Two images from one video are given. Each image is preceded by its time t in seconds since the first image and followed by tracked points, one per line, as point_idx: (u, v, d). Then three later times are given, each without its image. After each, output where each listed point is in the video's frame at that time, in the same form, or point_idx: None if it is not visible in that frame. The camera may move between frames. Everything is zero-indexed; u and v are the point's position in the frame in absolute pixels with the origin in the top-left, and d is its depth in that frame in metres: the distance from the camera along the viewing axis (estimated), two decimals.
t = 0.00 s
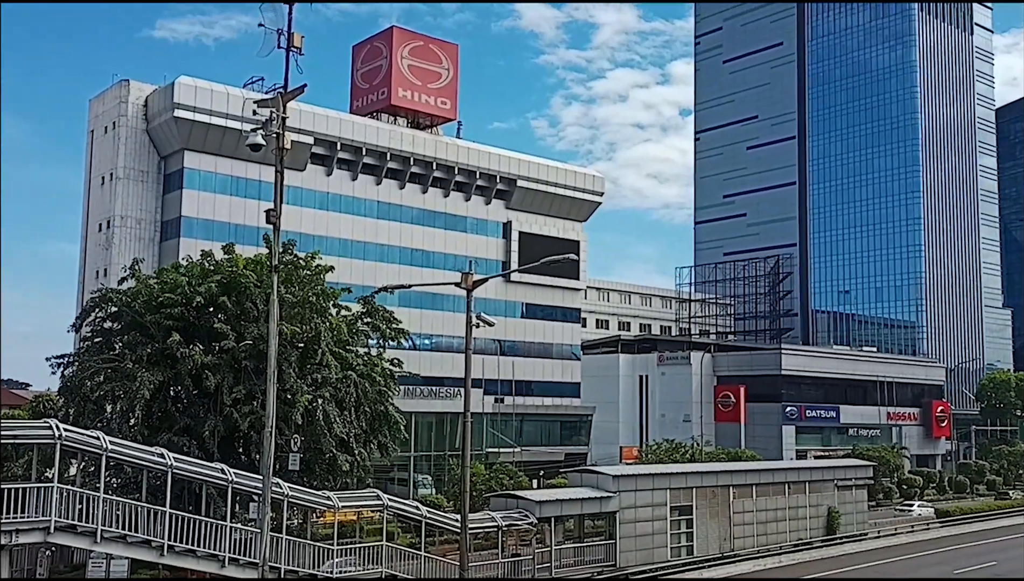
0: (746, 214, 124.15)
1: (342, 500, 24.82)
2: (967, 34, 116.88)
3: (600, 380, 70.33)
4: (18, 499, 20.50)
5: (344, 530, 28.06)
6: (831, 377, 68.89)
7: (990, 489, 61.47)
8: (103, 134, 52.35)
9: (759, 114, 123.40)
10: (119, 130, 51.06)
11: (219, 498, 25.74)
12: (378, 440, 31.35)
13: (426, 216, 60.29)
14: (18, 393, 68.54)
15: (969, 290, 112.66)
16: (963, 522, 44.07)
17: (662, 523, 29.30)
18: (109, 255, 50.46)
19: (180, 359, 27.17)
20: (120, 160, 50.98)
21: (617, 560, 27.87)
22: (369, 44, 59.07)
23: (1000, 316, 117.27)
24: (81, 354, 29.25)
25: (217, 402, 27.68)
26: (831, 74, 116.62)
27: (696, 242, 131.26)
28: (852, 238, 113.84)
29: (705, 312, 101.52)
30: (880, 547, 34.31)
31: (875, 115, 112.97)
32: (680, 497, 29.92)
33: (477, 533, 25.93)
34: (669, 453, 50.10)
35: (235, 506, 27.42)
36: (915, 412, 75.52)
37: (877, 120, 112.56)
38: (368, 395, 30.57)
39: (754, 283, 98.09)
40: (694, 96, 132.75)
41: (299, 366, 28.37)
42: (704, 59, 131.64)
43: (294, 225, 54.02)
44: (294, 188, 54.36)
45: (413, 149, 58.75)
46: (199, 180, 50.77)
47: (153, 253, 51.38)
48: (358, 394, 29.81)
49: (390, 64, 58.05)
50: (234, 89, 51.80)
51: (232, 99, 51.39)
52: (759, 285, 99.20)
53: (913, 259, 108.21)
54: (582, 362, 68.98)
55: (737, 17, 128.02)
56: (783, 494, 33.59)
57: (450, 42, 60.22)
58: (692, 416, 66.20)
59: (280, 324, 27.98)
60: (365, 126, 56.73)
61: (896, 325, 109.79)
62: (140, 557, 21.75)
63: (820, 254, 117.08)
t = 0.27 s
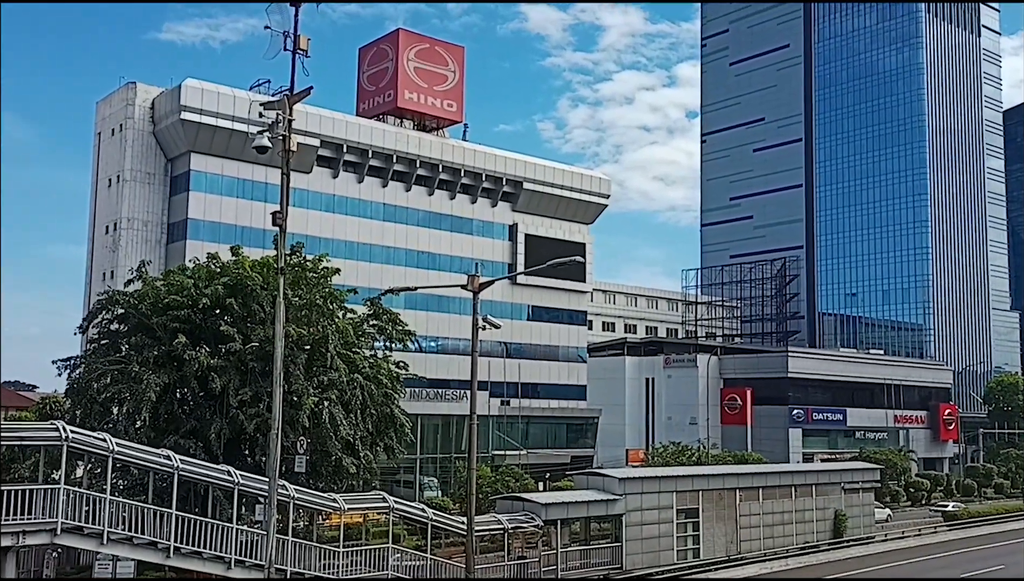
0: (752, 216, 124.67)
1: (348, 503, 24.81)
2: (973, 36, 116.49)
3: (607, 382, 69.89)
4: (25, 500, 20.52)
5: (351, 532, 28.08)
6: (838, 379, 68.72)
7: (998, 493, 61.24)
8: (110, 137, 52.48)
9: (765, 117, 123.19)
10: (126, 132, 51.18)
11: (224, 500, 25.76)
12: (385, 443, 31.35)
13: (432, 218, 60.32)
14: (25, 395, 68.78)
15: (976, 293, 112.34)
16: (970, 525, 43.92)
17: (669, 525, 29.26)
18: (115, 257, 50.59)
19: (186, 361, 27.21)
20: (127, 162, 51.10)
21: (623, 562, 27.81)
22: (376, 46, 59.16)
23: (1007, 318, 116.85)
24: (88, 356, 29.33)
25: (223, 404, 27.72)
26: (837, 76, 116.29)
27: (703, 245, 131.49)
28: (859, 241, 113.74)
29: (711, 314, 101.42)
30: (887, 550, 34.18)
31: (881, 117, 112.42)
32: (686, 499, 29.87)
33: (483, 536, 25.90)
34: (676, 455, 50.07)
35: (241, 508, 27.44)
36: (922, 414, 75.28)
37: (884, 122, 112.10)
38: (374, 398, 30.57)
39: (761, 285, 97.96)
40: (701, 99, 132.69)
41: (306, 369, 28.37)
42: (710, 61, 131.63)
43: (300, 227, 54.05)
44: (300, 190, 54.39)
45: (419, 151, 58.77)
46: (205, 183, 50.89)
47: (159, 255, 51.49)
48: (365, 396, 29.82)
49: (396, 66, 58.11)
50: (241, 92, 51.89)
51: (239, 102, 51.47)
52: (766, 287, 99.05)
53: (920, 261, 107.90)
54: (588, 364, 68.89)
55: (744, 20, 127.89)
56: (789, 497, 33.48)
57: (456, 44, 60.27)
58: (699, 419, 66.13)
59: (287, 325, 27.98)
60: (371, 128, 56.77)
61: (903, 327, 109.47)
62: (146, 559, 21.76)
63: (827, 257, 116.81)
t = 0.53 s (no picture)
0: (756, 219, 124.41)
1: (352, 505, 24.81)
2: (978, 39, 116.35)
3: (611, 386, 70.48)
4: (29, 502, 20.56)
5: (354, 534, 28.09)
6: (842, 382, 68.62)
7: (1002, 496, 61.06)
8: (115, 139, 52.60)
9: (770, 119, 123.34)
10: (131, 134, 51.27)
11: (228, 502, 25.83)
12: (388, 445, 31.39)
13: (436, 221, 60.38)
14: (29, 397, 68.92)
15: (980, 296, 112.20)
16: (975, 529, 43.80)
17: (673, 528, 29.24)
18: (120, 260, 50.71)
19: (190, 363, 27.28)
20: (131, 164, 51.19)
21: (627, 565, 27.79)
22: (380, 49, 59.26)
23: (1012, 321, 116.62)
24: (93, 358, 29.40)
25: (227, 407, 27.75)
26: (841, 79, 116.03)
27: (707, 248, 131.34)
28: (863, 243, 113.69)
29: (715, 317, 101.34)
30: (892, 553, 34.09)
31: (885, 120, 112.16)
32: (690, 502, 29.86)
33: (487, 538, 25.92)
34: (679, 458, 50.02)
35: (245, 511, 27.50)
36: (926, 417, 75.13)
37: (889, 125, 111.80)
38: (378, 401, 30.59)
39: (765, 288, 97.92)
40: (705, 101, 133.04)
41: (310, 371, 28.40)
42: (714, 64, 131.84)
43: (304, 230, 54.12)
44: (304, 193, 54.45)
45: (423, 154, 58.84)
46: (210, 185, 50.99)
47: (164, 257, 51.61)
48: (368, 399, 29.84)
49: (401, 69, 58.18)
50: (246, 94, 51.97)
51: (244, 104, 51.57)
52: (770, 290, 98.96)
53: (924, 264, 107.68)
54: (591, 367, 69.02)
55: (748, 22, 127.86)
56: (793, 500, 33.44)
57: (460, 47, 60.35)
58: (702, 421, 66.04)
59: (291, 327, 28.00)
60: (375, 131, 56.83)
61: (908, 330, 109.29)
62: (151, 561, 21.82)
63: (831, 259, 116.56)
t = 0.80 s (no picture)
0: (759, 219, 124.66)
1: (354, 505, 24.83)
2: (981, 39, 116.42)
3: (614, 386, 70.22)
4: (32, 501, 20.58)
5: (357, 534, 28.10)
6: (844, 383, 68.59)
7: (1005, 497, 61.02)
8: (118, 139, 52.65)
9: (772, 120, 123.11)
10: (133, 134, 51.33)
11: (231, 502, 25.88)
12: (390, 446, 31.43)
13: (438, 221, 60.41)
14: (31, 397, 68.97)
15: (983, 296, 112.15)
16: (977, 529, 43.80)
17: (675, 529, 29.23)
18: (123, 260, 50.80)
19: (193, 363, 27.32)
20: (134, 164, 51.23)
21: (629, 566, 27.79)
22: (382, 49, 59.26)
23: (1014, 322, 116.49)
24: (95, 358, 29.42)
25: (229, 406, 27.78)
26: (844, 80, 116.00)
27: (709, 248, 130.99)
28: (865, 244, 113.51)
29: (717, 317, 101.29)
30: (894, 554, 34.08)
31: (888, 120, 112.03)
32: (692, 502, 29.85)
33: (489, 538, 25.93)
34: (682, 458, 50.06)
35: (247, 511, 27.51)
36: (929, 418, 75.07)
37: (891, 125, 111.78)
38: (380, 401, 30.60)
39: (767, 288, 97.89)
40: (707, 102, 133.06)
41: (312, 371, 28.42)
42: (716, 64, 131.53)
43: (307, 230, 54.14)
44: (307, 193, 54.46)
45: (426, 154, 58.87)
46: (213, 185, 51.04)
47: (166, 257, 51.68)
48: (371, 399, 29.87)
49: (403, 69, 58.20)
50: (248, 95, 52.00)
51: (246, 105, 51.60)
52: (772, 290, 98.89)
53: (927, 265, 107.58)
54: (594, 367, 69.03)
55: (751, 22, 127.68)
56: (795, 500, 33.43)
57: (463, 47, 60.34)
58: (705, 421, 65.97)
59: (294, 327, 28.01)
60: (378, 131, 56.86)
61: (910, 330, 109.32)
62: (153, 560, 21.84)
63: (833, 260, 116.39)
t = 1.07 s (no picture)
0: (761, 219, 124.23)
1: (356, 504, 24.86)
2: (984, 38, 116.32)
3: (615, 385, 69.74)
4: (34, 500, 20.59)
5: (359, 533, 28.06)
6: (846, 383, 68.54)
7: (1007, 497, 60.94)
8: (120, 139, 52.69)
9: (774, 119, 122.89)
10: (135, 133, 51.38)
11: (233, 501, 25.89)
12: (392, 445, 31.43)
13: (440, 220, 60.40)
14: (33, 395, 69.03)
15: (986, 296, 111.97)
16: (979, 529, 43.74)
17: (677, 528, 29.24)
18: (125, 258, 50.82)
19: (195, 362, 27.35)
20: (136, 163, 51.27)
21: (631, 565, 27.80)
22: (384, 48, 59.27)
23: (1017, 321, 116.36)
24: (97, 357, 29.45)
25: (231, 405, 27.81)
26: (846, 79, 116.24)
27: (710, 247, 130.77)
28: (868, 243, 113.44)
29: (719, 316, 101.21)
30: (896, 554, 34.06)
31: (890, 120, 111.90)
32: (694, 502, 29.85)
33: (490, 538, 25.96)
34: (684, 458, 50.04)
35: (250, 510, 27.53)
36: (931, 418, 75.02)
37: (893, 125, 111.61)
38: (382, 401, 30.63)
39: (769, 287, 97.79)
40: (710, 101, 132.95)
41: (315, 370, 28.43)
42: (719, 63, 131.60)
43: (309, 229, 54.14)
44: (309, 192, 54.47)
45: (428, 153, 58.87)
46: (215, 184, 51.06)
47: (168, 256, 51.70)
48: (372, 398, 29.88)
49: (405, 68, 58.21)
50: (250, 94, 52.03)
51: (248, 104, 51.61)
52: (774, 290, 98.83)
53: (930, 264, 107.49)
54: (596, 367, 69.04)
55: (753, 22, 127.66)
56: (797, 500, 33.41)
57: (465, 46, 60.33)
58: (707, 421, 65.88)
59: (296, 326, 28.04)
60: (379, 130, 56.85)
61: (913, 330, 109.28)
62: (156, 559, 21.86)
63: (835, 259, 116.07)
